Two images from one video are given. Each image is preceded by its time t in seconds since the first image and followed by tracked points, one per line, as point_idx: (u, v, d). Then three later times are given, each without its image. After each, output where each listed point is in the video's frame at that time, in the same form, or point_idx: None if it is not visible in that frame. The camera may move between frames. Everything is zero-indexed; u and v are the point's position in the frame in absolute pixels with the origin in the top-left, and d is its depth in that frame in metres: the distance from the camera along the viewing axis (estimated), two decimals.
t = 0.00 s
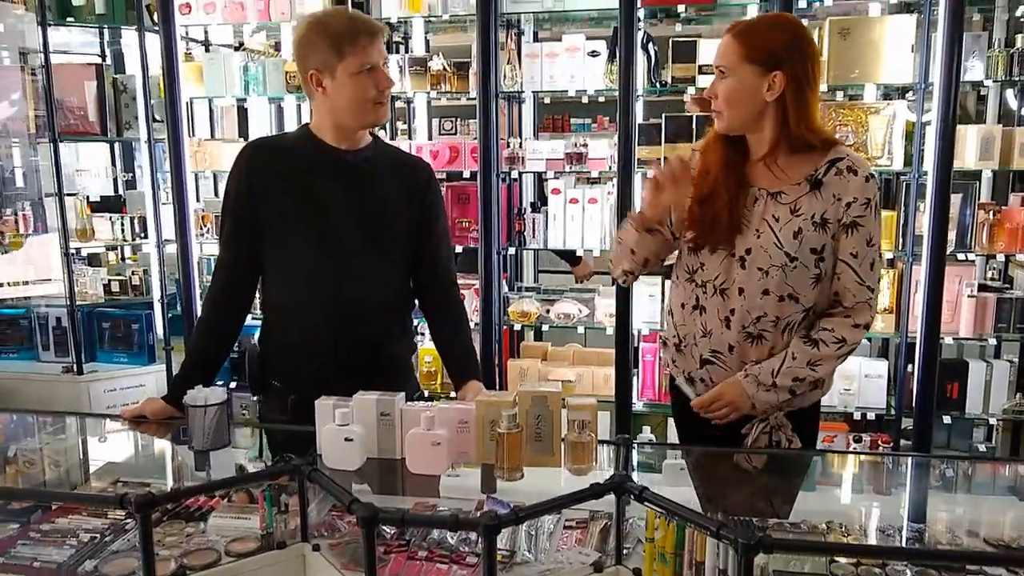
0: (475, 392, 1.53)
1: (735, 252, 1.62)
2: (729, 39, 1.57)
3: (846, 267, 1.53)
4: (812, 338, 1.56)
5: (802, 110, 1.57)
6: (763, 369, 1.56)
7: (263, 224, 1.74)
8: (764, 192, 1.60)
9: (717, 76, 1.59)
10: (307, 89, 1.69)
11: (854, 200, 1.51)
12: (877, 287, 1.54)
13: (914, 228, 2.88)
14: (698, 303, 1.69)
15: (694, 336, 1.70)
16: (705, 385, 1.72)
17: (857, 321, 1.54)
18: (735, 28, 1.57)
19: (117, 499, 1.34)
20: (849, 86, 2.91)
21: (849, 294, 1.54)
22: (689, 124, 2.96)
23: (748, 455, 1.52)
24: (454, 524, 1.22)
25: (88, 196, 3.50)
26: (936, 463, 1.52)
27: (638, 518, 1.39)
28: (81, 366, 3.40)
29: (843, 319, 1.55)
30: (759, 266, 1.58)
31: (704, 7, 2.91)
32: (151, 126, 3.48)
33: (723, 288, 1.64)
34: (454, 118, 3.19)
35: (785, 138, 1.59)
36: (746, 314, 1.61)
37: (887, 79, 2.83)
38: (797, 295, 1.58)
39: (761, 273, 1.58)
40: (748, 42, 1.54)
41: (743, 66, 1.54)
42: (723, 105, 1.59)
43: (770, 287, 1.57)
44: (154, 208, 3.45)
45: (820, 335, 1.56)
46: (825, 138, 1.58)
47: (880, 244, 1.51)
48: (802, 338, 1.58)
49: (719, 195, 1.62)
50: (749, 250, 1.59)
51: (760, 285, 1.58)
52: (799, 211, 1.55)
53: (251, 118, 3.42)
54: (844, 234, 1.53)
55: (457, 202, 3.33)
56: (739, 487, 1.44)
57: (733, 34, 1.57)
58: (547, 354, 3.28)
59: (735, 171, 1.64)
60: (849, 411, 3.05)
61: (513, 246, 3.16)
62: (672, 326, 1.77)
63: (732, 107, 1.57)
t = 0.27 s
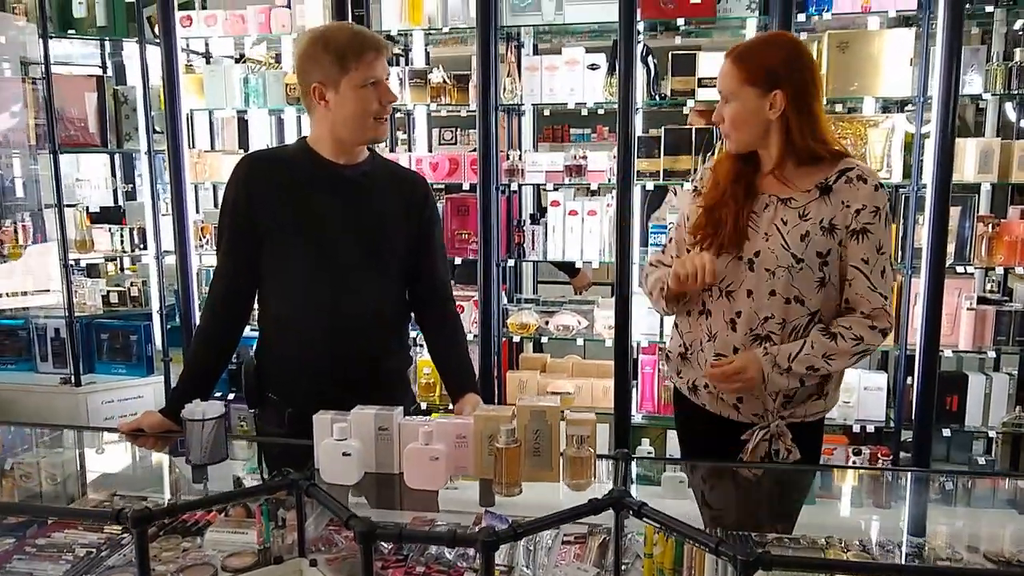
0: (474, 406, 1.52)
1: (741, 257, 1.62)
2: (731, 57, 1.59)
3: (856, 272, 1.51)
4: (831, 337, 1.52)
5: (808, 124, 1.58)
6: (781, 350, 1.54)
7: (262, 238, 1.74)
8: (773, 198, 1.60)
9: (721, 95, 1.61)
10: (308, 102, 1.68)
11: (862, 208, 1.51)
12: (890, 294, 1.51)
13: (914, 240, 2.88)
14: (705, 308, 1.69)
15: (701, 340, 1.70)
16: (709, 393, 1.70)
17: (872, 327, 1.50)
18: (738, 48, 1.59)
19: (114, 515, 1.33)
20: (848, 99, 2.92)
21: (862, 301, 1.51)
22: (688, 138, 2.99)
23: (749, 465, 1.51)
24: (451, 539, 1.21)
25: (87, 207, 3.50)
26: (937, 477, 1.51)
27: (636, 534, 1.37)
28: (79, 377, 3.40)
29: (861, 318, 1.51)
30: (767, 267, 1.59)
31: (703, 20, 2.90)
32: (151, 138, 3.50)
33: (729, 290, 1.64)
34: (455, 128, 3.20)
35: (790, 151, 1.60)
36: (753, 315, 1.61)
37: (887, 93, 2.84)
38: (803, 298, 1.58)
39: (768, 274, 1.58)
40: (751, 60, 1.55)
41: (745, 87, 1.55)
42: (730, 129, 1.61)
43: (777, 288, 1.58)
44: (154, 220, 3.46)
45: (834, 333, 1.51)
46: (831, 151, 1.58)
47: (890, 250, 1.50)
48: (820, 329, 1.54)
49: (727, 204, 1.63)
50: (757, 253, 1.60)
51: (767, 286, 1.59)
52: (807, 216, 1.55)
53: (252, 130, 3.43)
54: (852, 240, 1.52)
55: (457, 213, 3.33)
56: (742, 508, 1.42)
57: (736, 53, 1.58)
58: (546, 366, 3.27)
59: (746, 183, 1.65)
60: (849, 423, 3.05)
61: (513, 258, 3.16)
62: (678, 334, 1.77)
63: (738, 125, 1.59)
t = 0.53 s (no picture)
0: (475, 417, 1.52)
1: (746, 265, 1.62)
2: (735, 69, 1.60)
3: (862, 280, 1.51)
4: (839, 340, 1.50)
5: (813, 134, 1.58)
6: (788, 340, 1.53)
7: (265, 248, 1.74)
8: (779, 206, 1.60)
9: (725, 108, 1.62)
10: (309, 112, 1.68)
11: (869, 216, 1.50)
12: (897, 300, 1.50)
13: (916, 250, 2.88)
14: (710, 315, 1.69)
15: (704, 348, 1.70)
16: (714, 401, 1.69)
17: (879, 331, 1.49)
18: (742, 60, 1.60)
19: (113, 527, 1.32)
20: (850, 108, 2.92)
21: (869, 307, 1.50)
22: (689, 147, 2.99)
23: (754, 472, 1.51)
24: (451, 551, 1.20)
25: (89, 217, 3.51)
26: (941, 487, 1.50)
27: (638, 545, 1.36)
28: (80, 387, 3.39)
29: (869, 321, 1.50)
30: (773, 273, 1.58)
31: (704, 30, 2.90)
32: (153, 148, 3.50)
33: (733, 296, 1.64)
34: (457, 138, 3.21)
35: (795, 161, 1.59)
36: (758, 321, 1.61)
37: (889, 101, 2.84)
38: (808, 304, 1.57)
39: (774, 280, 1.58)
40: (754, 72, 1.56)
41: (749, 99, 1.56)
42: (733, 137, 1.61)
43: (782, 294, 1.57)
44: (156, 229, 3.46)
45: (840, 337, 1.50)
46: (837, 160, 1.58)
47: (897, 258, 1.49)
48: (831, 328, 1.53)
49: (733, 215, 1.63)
50: (763, 259, 1.59)
51: (772, 292, 1.58)
52: (814, 223, 1.55)
53: (255, 139, 3.44)
54: (858, 248, 1.51)
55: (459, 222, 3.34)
56: (745, 518, 1.42)
57: (740, 65, 1.59)
58: (548, 376, 3.26)
59: (751, 195, 1.65)
60: (852, 433, 3.03)
61: (514, 267, 3.17)
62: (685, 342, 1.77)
63: (741, 138, 1.60)
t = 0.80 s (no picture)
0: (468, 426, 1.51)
1: (745, 271, 1.61)
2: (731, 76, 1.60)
3: (861, 287, 1.50)
4: (838, 345, 1.49)
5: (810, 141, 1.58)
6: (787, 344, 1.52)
7: (268, 255, 1.72)
8: (777, 212, 1.60)
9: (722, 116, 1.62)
10: (314, 117, 1.66)
11: (868, 223, 1.50)
12: (894, 306, 1.50)
13: (909, 256, 2.91)
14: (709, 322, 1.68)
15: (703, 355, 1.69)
16: (710, 408, 1.67)
17: (878, 337, 1.48)
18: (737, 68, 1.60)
19: (100, 537, 1.31)
20: (843, 115, 2.93)
21: (867, 314, 1.49)
22: (683, 153, 2.98)
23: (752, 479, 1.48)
24: (443, 562, 1.18)
25: (81, 223, 3.50)
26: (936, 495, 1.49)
27: (632, 553, 1.34)
28: (70, 395, 3.37)
29: (868, 327, 1.49)
30: (772, 279, 1.57)
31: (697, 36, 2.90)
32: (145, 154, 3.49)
33: (732, 303, 1.63)
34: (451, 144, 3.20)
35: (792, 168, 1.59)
36: (757, 327, 1.60)
37: (882, 108, 2.85)
38: (806, 310, 1.57)
39: (773, 286, 1.57)
40: (750, 80, 1.56)
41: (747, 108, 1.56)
42: (731, 148, 1.61)
43: (781, 300, 1.57)
44: (147, 236, 3.45)
45: (839, 343, 1.49)
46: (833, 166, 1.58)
47: (892, 265, 1.49)
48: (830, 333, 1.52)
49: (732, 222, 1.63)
50: (761, 266, 1.59)
51: (772, 298, 1.58)
52: (813, 230, 1.54)
53: (249, 145, 3.43)
54: (857, 254, 1.51)
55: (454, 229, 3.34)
56: (743, 527, 1.42)
57: (736, 73, 1.59)
58: (542, 383, 3.24)
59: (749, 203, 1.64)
60: (847, 440, 3.03)
61: (508, 274, 3.16)
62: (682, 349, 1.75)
63: (739, 147, 1.59)
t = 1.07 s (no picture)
0: (464, 432, 1.49)
1: (742, 276, 1.60)
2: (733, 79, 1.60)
3: (858, 292, 1.49)
4: (836, 350, 1.49)
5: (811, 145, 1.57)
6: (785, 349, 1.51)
7: (272, 264, 1.70)
8: (773, 218, 1.59)
9: (722, 119, 1.62)
10: (322, 113, 1.62)
11: (864, 228, 1.49)
12: (890, 311, 1.49)
13: (907, 262, 2.92)
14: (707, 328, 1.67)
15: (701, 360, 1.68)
16: (709, 414, 1.66)
17: (875, 342, 1.47)
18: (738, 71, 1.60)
19: (90, 546, 1.29)
20: (840, 120, 2.92)
21: (864, 319, 1.49)
22: (679, 158, 2.98)
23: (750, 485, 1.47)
24: (439, 570, 1.16)
25: (74, 228, 3.48)
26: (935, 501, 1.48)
27: (629, 560, 1.31)
28: (62, 402, 3.35)
29: (866, 331, 1.48)
30: (769, 285, 1.57)
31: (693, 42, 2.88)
32: (139, 158, 3.47)
33: (730, 309, 1.62)
34: (446, 149, 3.22)
35: (790, 173, 1.58)
36: (755, 332, 1.59)
37: (880, 113, 2.84)
38: (803, 315, 1.56)
39: (771, 291, 1.56)
40: (753, 82, 1.56)
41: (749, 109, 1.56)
42: (731, 147, 1.61)
43: (779, 305, 1.56)
44: (141, 241, 3.43)
45: (836, 348, 1.49)
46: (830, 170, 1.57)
47: (888, 270, 1.48)
48: (827, 337, 1.51)
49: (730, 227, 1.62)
50: (759, 270, 1.58)
51: (769, 303, 1.57)
52: (809, 235, 1.53)
53: (244, 150, 3.42)
54: (853, 260, 1.50)
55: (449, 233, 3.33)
56: (744, 533, 1.40)
57: (737, 75, 1.59)
58: (538, 390, 3.23)
59: (746, 209, 1.64)
60: (844, 446, 3.02)
61: (504, 279, 3.15)
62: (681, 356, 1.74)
63: (740, 148, 1.59)
